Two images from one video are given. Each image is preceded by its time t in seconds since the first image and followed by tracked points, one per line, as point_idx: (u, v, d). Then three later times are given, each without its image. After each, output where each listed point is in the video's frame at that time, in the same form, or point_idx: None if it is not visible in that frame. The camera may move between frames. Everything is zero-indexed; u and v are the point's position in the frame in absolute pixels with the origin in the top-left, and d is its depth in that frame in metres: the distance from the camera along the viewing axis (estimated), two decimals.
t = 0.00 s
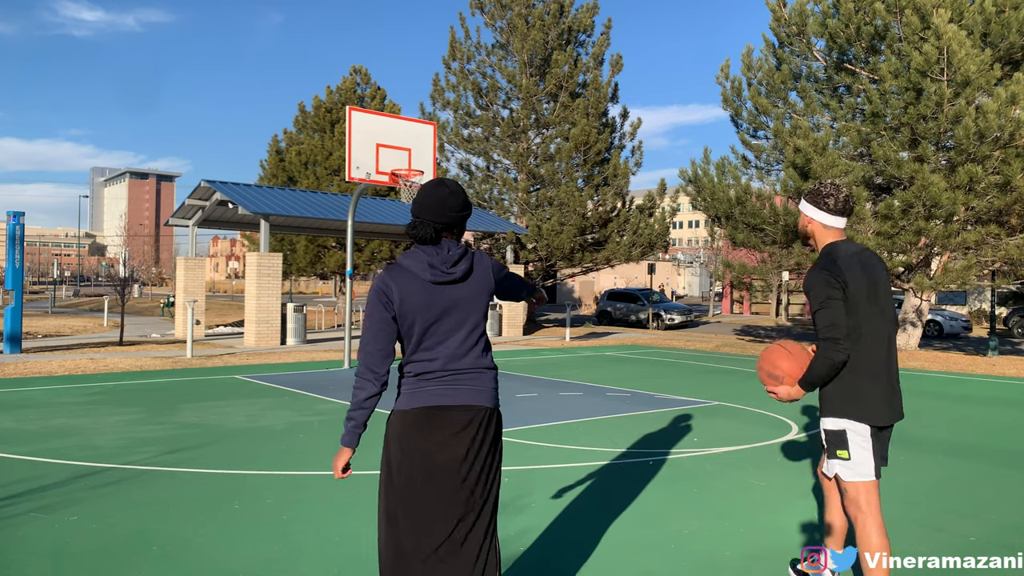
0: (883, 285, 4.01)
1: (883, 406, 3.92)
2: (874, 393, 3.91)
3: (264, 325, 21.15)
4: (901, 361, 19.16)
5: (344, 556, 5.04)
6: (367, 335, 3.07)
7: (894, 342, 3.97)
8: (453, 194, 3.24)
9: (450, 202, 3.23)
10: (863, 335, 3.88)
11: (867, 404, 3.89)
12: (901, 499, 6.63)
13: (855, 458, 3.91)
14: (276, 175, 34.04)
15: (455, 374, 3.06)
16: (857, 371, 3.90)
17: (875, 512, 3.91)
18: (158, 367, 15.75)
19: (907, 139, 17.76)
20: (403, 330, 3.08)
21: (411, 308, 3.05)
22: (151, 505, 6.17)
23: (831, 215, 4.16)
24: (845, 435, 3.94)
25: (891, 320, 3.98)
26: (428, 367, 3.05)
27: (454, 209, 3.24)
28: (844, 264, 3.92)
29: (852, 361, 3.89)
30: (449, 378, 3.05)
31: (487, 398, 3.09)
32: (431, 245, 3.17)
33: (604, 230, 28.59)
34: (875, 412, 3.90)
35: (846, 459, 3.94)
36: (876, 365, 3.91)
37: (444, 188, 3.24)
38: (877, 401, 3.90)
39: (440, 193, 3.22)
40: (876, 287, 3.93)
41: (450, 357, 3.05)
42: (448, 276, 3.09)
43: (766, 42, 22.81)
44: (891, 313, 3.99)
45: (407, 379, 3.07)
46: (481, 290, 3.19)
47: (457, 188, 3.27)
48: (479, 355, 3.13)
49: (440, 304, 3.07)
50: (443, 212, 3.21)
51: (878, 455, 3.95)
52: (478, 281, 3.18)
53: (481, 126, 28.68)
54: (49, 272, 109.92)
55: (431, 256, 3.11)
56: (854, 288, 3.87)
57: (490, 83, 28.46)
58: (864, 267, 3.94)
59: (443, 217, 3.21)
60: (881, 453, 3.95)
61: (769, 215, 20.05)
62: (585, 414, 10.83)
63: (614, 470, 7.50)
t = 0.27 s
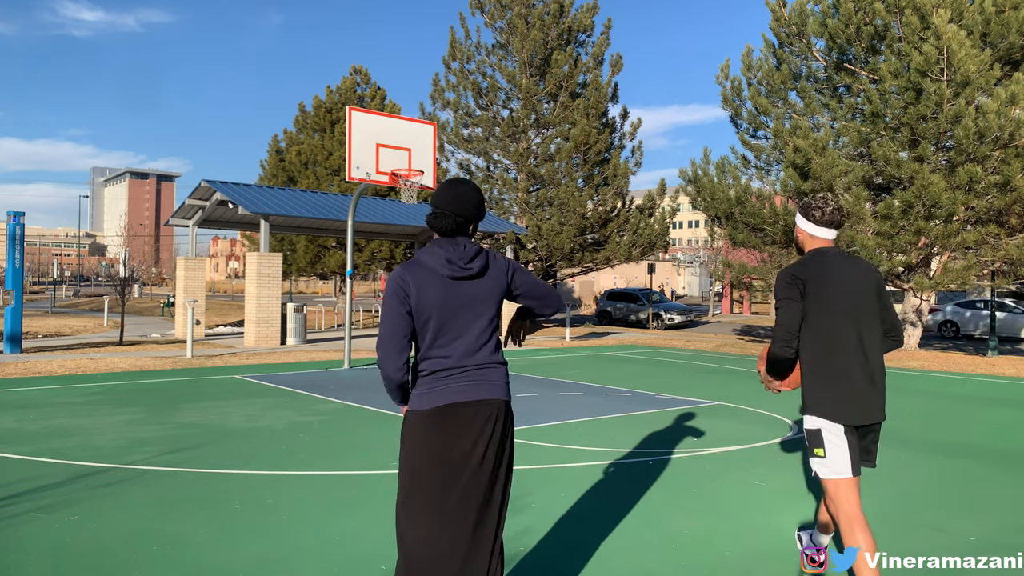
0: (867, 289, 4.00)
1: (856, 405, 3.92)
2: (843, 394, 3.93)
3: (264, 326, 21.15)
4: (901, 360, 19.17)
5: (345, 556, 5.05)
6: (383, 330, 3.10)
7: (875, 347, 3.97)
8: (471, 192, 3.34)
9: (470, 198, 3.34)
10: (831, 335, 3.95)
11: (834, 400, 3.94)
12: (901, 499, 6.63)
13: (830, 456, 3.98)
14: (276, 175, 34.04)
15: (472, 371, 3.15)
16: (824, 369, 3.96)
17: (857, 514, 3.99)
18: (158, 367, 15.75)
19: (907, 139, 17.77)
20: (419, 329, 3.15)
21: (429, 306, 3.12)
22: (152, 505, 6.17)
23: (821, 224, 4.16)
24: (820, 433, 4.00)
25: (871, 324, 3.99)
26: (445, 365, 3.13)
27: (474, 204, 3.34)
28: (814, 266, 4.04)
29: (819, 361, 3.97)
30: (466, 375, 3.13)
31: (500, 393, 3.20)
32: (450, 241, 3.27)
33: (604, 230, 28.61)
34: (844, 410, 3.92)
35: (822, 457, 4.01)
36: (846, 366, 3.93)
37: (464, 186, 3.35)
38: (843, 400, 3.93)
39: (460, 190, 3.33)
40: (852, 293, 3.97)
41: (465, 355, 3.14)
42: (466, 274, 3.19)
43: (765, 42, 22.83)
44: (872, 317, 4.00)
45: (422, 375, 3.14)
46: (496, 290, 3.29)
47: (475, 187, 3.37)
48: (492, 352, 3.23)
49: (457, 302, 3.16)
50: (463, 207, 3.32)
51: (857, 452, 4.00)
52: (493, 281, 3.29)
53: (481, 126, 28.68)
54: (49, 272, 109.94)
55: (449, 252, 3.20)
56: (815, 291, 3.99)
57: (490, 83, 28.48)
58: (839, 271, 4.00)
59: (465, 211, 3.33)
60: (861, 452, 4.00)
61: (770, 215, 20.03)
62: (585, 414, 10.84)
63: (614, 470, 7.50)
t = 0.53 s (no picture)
0: (853, 296, 4.23)
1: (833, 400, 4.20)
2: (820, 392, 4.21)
3: (264, 325, 21.15)
4: (901, 361, 19.16)
5: (344, 556, 5.05)
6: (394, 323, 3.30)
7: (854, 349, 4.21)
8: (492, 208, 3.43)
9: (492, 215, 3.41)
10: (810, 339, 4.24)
11: (805, 392, 4.24)
12: (901, 499, 6.63)
13: (804, 442, 4.23)
14: (276, 175, 34.04)
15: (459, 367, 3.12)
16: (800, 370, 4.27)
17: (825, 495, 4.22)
18: (158, 367, 15.75)
19: (907, 139, 17.77)
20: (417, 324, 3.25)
21: (425, 300, 3.21)
22: (152, 505, 6.17)
23: (813, 232, 4.40)
24: (796, 421, 4.27)
25: (850, 328, 4.23)
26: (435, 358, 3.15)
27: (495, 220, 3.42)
28: (797, 272, 4.34)
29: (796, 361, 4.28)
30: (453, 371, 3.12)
31: (490, 397, 3.11)
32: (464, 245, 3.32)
33: (604, 230, 28.62)
34: (820, 404, 4.20)
35: (796, 443, 4.26)
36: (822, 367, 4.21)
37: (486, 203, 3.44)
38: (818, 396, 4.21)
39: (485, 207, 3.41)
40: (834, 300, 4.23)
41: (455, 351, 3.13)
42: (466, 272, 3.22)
43: (765, 42, 22.83)
44: (853, 322, 4.24)
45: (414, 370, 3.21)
46: (498, 293, 3.22)
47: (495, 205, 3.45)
48: (488, 354, 3.16)
49: (452, 299, 3.18)
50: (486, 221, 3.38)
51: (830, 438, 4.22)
52: (497, 283, 3.24)
53: (481, 126, 28.68)
54: (49, 272, 109.98)
55: (457, 250, 3.27)
56: (790, 293, 4.32)
57: (490, 83, 28.48)
58: (823, 278, 4.26)
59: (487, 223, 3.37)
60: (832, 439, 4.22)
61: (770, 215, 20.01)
62: (585, 414, 10.83)
63: (614, 470, 7.50)
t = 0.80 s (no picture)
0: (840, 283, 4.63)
1: (815, 380, 4.64)
2: (804, 373, 4.65)
3: (264, 325, 21.15)
4: (901, 361, 19.16)
5: (344, 556, 5.05)
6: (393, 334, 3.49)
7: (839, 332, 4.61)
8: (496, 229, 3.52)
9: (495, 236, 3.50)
10: (801, 322, 4.67)
11: (783, 374, 4.70)
12: (901, 500, 6.63)
13: (772, 416, 4.75)
14: (276, 175, 34.04)
15: (421, 369, 3.21)
16: (791, 351, 4.70)
17: (780, 468, 4.78)
18: (158, 367, 15.75)
19: (907, 139, 17.76)
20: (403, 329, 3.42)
21: (408, 307, 3.38)
22: (152, 505, 6.17)
23: (803, 225, 4.83)
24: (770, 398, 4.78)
25: (837, 315, 4.63)
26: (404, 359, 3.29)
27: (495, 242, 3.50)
28: (788, 264, 4.76)
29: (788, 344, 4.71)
30: (415, 372, 3.22)
31: (453, 407, 3.11)
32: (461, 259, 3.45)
33: (604, 230, 28.62)
34: (801, 384, 4.65)
35: (766, 417, 4.79)
36: (810, 348, 4.65)
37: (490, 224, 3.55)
38: (802, 377, 4.65)
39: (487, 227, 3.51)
40: (824, 286, 4.63)
41: (422, 351, 3.23)
42: (447, 281, 3.34)
43: (766, 42, 22.83)
44: (841, 307, 4.64)
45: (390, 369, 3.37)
46: (471, 300, 3.25)
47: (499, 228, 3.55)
48: (457, 364, 3.18)
49: (426, 304, 3.31)
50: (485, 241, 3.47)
51: (794, 420, 4.68)
52: (472, 293, 3.27)
53: (481, 126, 28.68)
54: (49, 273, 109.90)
55: (447, 264, 3.41)
56: (778, 284, 4.76)
57: (490, 83, 28.48)
58: (812, 267, 4.69)
59: (484, 243, 3.46)
60: (794, 422, 4.67)
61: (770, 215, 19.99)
62: (585, 414, 10.83)
63: (614, 470, 7.51)
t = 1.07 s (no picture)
0: (825, 290, 4.88)
1: (799, 379, 4.86)
2: (789, 372, 4.88)
3: (264, 325, 21.15)
4: (901, 361, 19.16)
5: (344, 556, 5.05)
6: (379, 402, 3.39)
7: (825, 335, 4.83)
8: (489, 301, 3.50)
9: (489, 307, 3.47)
10: (790, 326, 4.88)
11: (773, 375, 4.93)
12: (901, 500, 6.63)
13: (762, 411, 5.05)
14: (276, 175, 34.04)
15: (412, 450, 3.10)
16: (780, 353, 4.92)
17: (770, 466, 5.23)
18: (158, 368, 15.75)
19: (907, 139, 17.76)
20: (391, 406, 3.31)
21: (397, 383, 3.28)
22: (152, 505, 6.17)
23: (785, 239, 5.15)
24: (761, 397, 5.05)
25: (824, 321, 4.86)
26: (392, 440, 3.17)
27: (491, 315, 3.46)
28: (777, 275, 5.00)
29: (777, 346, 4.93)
30: (405, 453, 3.11)
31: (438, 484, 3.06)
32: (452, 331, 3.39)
33: (604, 230, 28.63)
34: (787, 382, 4.88)
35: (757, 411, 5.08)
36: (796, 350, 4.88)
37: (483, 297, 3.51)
38: (788, 377, 4.88)
39: (479, 299, 3.47)
40: (810, 294, 4.87)
41: (411, 426, 3.15)
42: (440, 356, 3.27)
43: (765, 42, 22.84)
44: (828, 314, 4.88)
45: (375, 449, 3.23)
46: (465, 376, 3.19)
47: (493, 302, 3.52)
48: (446, 441, 3.11)
49: (417, 381, 3.21)
50: (482, 313, 3.42)
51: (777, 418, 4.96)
52: (466, 367, 3.21)
53: (481, 126, 28.68)
54: (49, 273, 109.92)
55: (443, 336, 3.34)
56: (769, 291, 4.97)
57: (490, 83, 28.48)
58: (799, 275, 4.94)
59: (482, 317, 3.41)
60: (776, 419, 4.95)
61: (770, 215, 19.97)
62: (585, 414, 10.84)
63: (614, 470, 7.51)
